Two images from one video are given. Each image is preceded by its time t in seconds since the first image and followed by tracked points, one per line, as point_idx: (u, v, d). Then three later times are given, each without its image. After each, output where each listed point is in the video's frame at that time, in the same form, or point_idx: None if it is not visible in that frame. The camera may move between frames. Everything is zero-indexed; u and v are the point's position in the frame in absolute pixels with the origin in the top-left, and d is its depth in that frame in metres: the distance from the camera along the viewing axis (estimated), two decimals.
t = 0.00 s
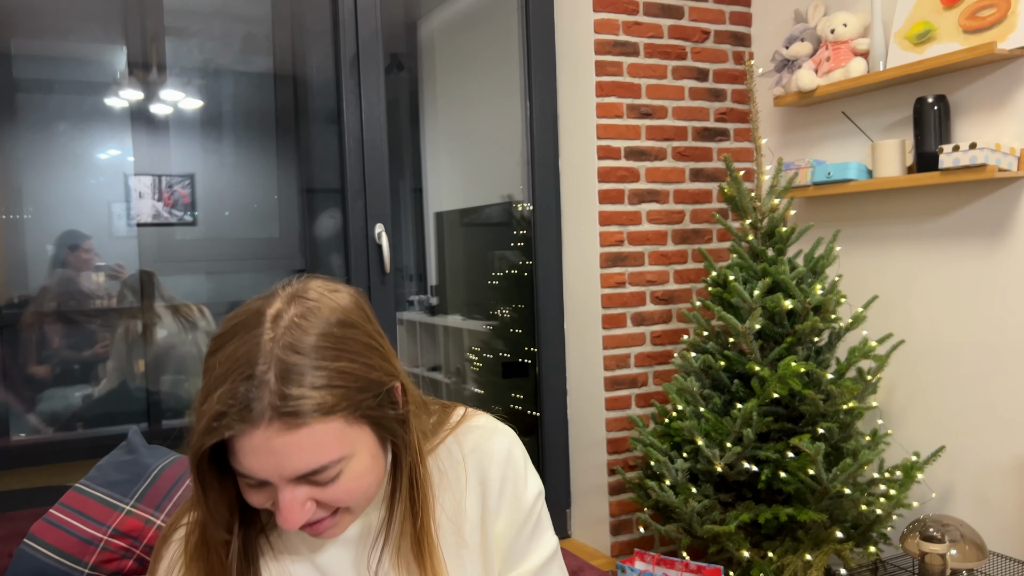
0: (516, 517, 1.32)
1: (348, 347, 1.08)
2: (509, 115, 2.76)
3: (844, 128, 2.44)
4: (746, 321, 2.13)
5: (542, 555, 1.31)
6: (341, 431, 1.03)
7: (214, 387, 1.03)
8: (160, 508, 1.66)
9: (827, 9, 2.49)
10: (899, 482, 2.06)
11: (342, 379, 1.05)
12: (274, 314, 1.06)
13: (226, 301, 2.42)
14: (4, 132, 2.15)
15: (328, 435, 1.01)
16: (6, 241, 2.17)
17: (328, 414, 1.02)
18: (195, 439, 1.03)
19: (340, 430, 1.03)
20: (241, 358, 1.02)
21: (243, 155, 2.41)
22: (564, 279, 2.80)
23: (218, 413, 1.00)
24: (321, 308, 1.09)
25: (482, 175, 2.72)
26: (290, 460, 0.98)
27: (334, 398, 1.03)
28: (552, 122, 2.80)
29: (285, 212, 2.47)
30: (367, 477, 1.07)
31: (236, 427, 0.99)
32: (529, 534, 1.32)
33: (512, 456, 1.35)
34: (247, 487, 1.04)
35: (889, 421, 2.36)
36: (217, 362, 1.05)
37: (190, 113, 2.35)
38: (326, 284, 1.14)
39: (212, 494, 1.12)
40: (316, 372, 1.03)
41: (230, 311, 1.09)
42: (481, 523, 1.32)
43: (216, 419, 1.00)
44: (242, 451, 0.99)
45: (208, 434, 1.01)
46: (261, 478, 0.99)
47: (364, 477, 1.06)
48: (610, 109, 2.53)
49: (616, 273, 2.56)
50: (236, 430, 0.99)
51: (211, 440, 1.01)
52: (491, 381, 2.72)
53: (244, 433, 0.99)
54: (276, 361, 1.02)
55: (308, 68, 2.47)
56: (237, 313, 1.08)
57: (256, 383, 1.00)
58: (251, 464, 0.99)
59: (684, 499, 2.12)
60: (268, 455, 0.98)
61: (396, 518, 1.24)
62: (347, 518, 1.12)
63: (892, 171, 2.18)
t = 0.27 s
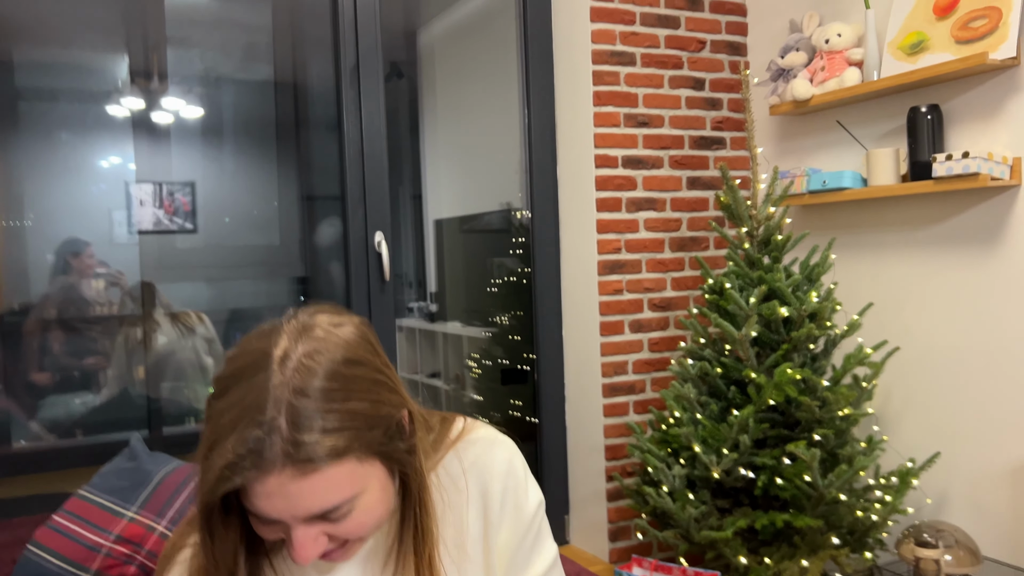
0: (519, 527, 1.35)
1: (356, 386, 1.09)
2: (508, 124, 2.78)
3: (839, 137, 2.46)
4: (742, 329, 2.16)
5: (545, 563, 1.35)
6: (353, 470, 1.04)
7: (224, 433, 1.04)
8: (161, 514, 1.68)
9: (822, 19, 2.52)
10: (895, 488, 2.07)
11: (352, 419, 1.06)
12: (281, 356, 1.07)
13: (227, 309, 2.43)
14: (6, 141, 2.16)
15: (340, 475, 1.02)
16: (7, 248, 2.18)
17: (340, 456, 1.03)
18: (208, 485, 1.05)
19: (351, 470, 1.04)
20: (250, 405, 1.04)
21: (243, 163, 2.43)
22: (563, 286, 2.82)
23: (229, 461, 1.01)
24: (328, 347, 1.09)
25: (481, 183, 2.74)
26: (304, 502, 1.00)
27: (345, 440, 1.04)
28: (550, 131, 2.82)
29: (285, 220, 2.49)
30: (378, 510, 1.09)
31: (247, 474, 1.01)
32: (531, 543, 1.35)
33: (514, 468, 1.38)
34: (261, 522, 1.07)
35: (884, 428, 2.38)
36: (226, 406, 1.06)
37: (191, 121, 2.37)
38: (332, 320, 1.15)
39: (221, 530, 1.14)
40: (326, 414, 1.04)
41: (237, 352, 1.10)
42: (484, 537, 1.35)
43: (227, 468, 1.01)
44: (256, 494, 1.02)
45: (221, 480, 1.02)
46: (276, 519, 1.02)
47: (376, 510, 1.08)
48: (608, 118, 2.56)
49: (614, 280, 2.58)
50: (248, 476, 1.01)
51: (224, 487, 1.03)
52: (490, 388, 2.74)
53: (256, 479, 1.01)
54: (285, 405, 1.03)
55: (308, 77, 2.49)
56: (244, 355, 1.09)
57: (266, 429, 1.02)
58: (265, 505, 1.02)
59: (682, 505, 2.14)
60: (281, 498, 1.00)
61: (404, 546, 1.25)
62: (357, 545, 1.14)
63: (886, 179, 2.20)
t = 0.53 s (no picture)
0: (519, 536, 1.37)
1: (369, 399, 1.11)
2: (508, 132, 2.81)
3: (836, 145, 2.48)
4: (740, 335, 2.17)
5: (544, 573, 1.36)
6: (366, 482, 1.06)
7: (240, 446, 1.05)
8: (162, 520, 1.69)
9: (819, 29, 2.54)
10: (893, 494, 2.07)
11: (365, 432, 1.08)
12: (296, 369, 1.09)
13: (229, 315, 2.45)
14: (11, 149, 2.19)
15: (353, 487, 1.05)
16: (12, 256, 2.21)
17: (353, 469, 1.05)
18: (224, 499, 1.05)
19: (364, 481, 1.06)
20: (266, 418, 1.05)
21: (246, 171, 2.45)
22: (563, 293, 2.83)
23: (246, 474, 1.03)
24: (341, 360, 1.11)
25: (481, 191, 2.76)
26: (318, 514, 1.02)
27: (359, 452, 1.06)
28: (550, 139, 2.84)
29: (287, 228, 2.51)
30: (388, 520, 1.11)
31: (264, 487, 1.02)
32: (531, 553, 1.37)
33: (516, 476, 1.39)
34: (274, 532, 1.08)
35: (882, 434, 2.39)
36: (241, 419, 1.07)
37: (194, 129, 2.39)
38: (344, 333, 1.17)
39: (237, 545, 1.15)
40: (341, 427, 1.06)
41: (252, 365, 1.11)
42: (484, 545, 1.36)
43: (244, 481, 1.02)
44: (270, 506, 1.03)
45: (237, 494, 1.03)
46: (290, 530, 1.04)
47: (386, 521, 1.10)
48: (607, 127, 2.58)
49: (613, 287, 2.60)
50: (264, 489, 1.02)
51: (239, 500, 1.04)
52: (490, 394, 2.75)
53: (272, 491, 1.02)
54: (300, 419, 1.05)
55: (310, 86, 2.52)
56: (258, 368, 1.10)
57: (282, 442, 1.03)
58: (279, 517, 1.04)
59: (681, 510, 2.15)
60: (296, 510, 1.02)
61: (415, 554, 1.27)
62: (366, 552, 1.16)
63: (882, 186, 2.22)
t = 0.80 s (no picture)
0: (520, 535, 1.37)
1: (392, 383, 1.11)
2: (508, 131, 2.81)
3: (835, 145, 2.49)
4: (739, 334, 2.18)
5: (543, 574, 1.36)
6: (385, 465, 1.05)
7: (265, 422, 1.03)
8: (164, 518, 1.69)
9: (817, 29, 2.55)
10: (891, 492, 2.08)
11: (387, 415, 1.07)
12: (323, 349, 1.08)
13: (229, 315, 2.46)
14: (11, 149, 2.19)
15: (374, 469, 1.03)
16: (11, 255, 2.21)
17: (375, 451, 1.04)
18: (245, 476, 1.02)
19: (384, 464, 1.05)
20: (293, 394, 1.03)
21: (245, 171, 2.46)
22: (562, 292, 2.84)
23: (271, 449, 1.00)
24: (367, 343, 1.11)
25: (481, 190, 2.77)
26: (338, 494, 1.00)
27: (381, 435, 1.05)
28: (549, 139, 2.85)
29: (287, 227, 2.51)
30: (403, 507, 1.09)
31: (287, 464, 1.00)
32: (531, 553, 1.37)
33: (519, 477, 1.40)
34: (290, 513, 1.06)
35: (881, 433, 2.40)
36: (267, 396, 1.05)
37: (194, 129, 2.40)
38: (369, 318, 1.16)
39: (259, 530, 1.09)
40: (365, 408, 1.05)
41: (279, 344, 1.09)
42: (487, 543, 1.37)
43: (268, 456, 1.00)
44: (290, 484, 1.01)
45: (259, 470, 1.01)
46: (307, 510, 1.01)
47: (401, 507, 1.09)
48: (607, 126, 2.58)
49: (613, 286, 2.61)
50: (287, 465, 1.00)
51: (261, 477, 1.01)
52: (490, 394, 2.75)
53: (294, 469, 1.00)
54: (326, 397, 1.04)
55: (310, 86, 2.52)
56: (285, 347, 1.09)
57: (308, 419, 1.02)
58: (297, 496, 1.01)
59: (680, 509, 2.15)
60: (316, 488, 1.00)
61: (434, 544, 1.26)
62: (377, 540, 1.14)
63: (881, 186, 2.22)
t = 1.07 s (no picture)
0: (515, 535, 1.37)
1: (393, 373, 1.12)
2: (501, 128, 2.80)
3: (829, 142, 2.48)
4: (731, 332, 2.18)
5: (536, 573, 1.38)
6: (384, 454, 1.06)
7: (267, 405, 1.03)
8: (152, 518, 1.68)
9: (811, 26, 2.54)
10: (883, 490, 2.09)
11: (387, 404, 1.08)
12: (327, 336, 1.09)
13: (220, 312, 2.45)
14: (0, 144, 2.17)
15: (373, 458, 1.04)
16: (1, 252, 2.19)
17: (374, 438, 1.05)
18: (245, 461, 1.02)
19: (383, 454, 1.06)
20: (296, 378, 1.04)
21: (237, 167, 2.44)
22: (555, 290, 2.83)
23: (272, 432, 1.00)
24: (370, 332, 1.12)
25: (474, 187, 2.76)
26: (337, 480, 1.00)
27: (380, 423, 1.06)
28: (543, 135, 2.83)
29: (278, 224, 2.50)
30: (399, 501, 1.10)
31: (288, 447, 1.00)
32: (524, 552, 1.38)
33: (513, 477, 1.40)
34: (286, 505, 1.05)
35: (873, 431, 2.40)
36: (270, 380, 1.06)
37: (185, 124, 2.38)
38: (371, 310, 1.18)
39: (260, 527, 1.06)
40: (365, 395, 1.06)
41: (284, 333, 1.10)
42: (482, 541, 1.35)
43: (269, 438, 1.00)
44: (289, 470, 1.01)
45: (259, 453, 1.00)
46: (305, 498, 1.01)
47: (397, 500, 1.09)
48: (600, 123, 2.57)
49: (605, 283, 2.60)
50: (288, 449, 1.00)
51: (261, 461, 1.01)
52: (482, 391, 2.74)
53: (294, 453, 1.00)
54: (329, 382, 1.05)
55: (302, 82, 2.51)
56: (289, 333, 1.10)
57: (310, 403, 1.02)
58: (296, 483, 1.01)
59: (672, 507, 2.16)
60: (315, 474, 1.00)
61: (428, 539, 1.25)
62: (371, 539, 1.14)
63: (874, 184, 2.22)
